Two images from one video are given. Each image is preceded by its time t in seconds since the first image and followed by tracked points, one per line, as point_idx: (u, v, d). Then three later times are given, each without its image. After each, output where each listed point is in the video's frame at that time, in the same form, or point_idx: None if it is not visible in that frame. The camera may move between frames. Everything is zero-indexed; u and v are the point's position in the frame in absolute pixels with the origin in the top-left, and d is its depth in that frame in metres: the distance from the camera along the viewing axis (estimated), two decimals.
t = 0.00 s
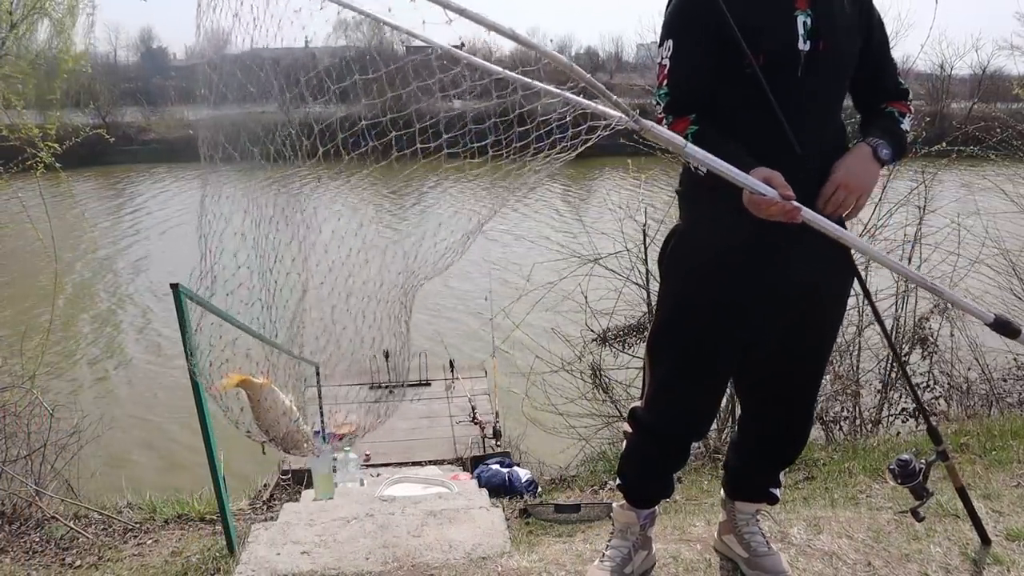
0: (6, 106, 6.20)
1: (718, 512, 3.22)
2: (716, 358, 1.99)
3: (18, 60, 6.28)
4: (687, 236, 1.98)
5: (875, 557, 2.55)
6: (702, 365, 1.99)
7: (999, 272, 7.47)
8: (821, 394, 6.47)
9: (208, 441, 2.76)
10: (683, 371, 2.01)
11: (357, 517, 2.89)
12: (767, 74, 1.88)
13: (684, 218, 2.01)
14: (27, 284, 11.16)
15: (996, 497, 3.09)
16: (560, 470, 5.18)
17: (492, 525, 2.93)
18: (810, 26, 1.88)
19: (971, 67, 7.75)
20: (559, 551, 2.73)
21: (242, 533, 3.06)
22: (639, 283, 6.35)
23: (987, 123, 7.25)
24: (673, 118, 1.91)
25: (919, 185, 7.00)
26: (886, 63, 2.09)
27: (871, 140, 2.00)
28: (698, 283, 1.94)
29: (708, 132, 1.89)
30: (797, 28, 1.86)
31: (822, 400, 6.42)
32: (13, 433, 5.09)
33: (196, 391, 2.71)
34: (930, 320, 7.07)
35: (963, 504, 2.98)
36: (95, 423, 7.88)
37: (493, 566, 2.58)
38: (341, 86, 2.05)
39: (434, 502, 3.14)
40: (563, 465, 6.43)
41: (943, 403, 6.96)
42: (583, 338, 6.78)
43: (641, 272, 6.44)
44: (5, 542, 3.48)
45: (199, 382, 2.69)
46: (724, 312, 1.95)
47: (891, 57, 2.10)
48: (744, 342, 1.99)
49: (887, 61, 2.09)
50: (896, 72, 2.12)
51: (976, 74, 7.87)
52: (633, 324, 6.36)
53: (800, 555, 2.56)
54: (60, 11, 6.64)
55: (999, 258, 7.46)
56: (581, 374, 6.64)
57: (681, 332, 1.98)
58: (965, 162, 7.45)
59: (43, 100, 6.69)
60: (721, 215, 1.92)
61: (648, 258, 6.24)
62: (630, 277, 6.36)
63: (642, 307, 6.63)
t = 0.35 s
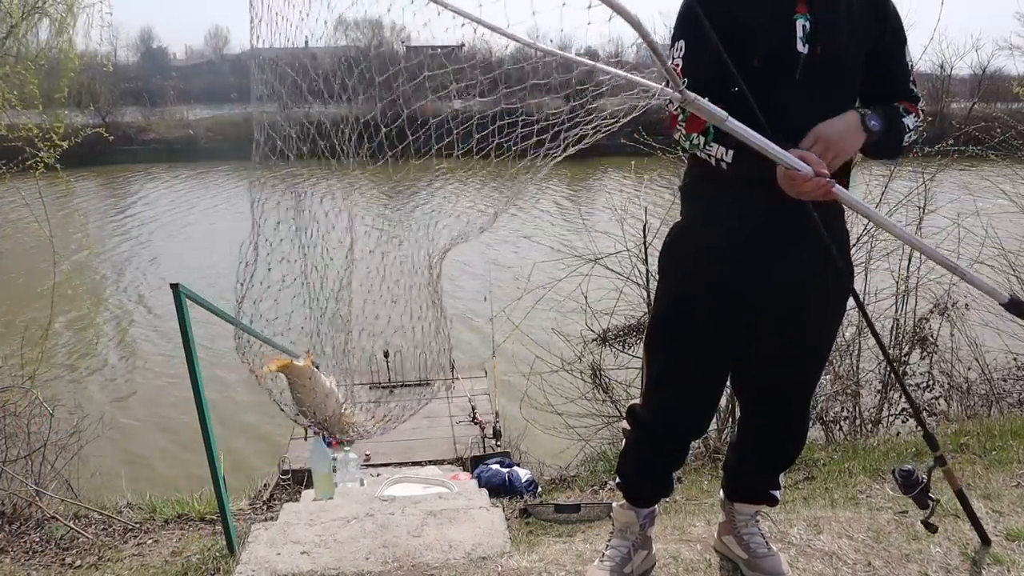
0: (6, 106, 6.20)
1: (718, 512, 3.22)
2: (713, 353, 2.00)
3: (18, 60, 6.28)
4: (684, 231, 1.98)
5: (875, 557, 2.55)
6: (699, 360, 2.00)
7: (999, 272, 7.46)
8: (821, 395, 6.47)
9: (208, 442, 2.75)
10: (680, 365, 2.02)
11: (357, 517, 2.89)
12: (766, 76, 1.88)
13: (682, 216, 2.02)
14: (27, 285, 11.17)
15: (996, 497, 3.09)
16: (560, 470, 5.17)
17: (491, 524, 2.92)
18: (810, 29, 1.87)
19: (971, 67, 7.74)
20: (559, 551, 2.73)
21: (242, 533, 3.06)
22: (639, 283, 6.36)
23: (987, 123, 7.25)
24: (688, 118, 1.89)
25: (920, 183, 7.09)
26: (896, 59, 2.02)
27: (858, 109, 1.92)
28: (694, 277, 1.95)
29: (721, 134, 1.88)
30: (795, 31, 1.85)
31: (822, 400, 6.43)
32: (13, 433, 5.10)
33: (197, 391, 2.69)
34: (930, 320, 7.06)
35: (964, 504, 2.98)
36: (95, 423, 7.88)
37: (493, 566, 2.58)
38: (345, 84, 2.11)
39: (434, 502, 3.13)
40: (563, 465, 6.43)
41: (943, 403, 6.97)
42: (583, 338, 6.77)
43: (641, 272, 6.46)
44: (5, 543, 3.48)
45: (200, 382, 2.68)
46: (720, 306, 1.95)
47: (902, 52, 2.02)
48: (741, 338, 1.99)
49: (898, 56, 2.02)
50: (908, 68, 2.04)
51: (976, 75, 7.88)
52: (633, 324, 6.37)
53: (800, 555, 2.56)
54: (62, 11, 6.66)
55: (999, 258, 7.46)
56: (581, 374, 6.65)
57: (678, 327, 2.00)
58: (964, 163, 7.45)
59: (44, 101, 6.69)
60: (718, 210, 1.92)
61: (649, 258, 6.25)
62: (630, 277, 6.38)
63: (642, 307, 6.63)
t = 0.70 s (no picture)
0: (6, 106, 6.17)
1: (718, 512, 3.21)
2: (711, 351, 2.01)
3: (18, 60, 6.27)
4: (685, 231, 2.00)
5: (875, 556, 2.55)
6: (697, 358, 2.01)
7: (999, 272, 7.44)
8: (821, 394, 6.48)
9: (209, 442, 2.75)
10: (677, 364, 2.03)
11: (357, 517, 2.88)
12: (759, 73, 1.89)
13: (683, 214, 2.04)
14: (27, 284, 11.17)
15: (996, 497, 3.09)
16: (560, 470, 5.17)
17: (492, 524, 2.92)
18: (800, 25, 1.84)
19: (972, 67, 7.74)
20: (559, 551, 2.73)
21: (242, 533, 3.06)
22: (640, 283, 6.44)
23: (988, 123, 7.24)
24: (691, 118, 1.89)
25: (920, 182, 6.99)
26: (886, 42, 1.80)
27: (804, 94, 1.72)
28: (693, 276, 1.97)
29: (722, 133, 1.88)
30: (784, 27, 1.83)
31: (822, 399, 6.43)
32: (13, 433, 5.10)
33: (198, 393, 2.69)
34: (930, 320, 7.06)
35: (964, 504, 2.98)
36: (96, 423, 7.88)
37: (493, 566, 2.59)
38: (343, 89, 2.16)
39: (434, 502, 3.12)
40: (563, 465, 6.43)
41: (943, 403, 6.97)
42: (583, 338, 6.76)
43: (641, 272, 6.53)
44: (5, 542, 3.48)
45: (200, 383, 2.69)
46: (718, 305, 1.96)
47: (893, 32, 1.80)
48: (740, 337, 2.00)
49: (891, 39, 1.80)
50: (900, 48, 1.80)
51: (977, 76, 7.89)
52: (633, 324, 6.37)
53: (800, 555, 2.56)
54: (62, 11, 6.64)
55: (999, 258, 7.46)
56: (581, 374, 6.66)
57: (674, 325, 2.01)
58: (964, 162, 7.45)
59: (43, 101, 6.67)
60: (716, 209, 1.93)
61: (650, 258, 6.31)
62: (630, 277, 6.49)
63: (642, 307, 6.63)
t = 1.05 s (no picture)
0: (6, 107, 6.17)
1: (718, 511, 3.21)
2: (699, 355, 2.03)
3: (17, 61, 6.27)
4: (667, 232, 2.00)
5: (875, 557, 2.55)
6: (688, 357, 2.01)
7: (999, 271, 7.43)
8: (821, 394, 6.55)
9: (208, 443, 2.75)
10: (664, 364, 2.04)
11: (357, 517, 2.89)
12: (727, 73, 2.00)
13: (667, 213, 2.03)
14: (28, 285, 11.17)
15: (996, 497, 3.09)
16: (560, 469, 5.17)
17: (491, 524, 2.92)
18: (769, 25, 1.92)
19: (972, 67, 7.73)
20: (559, 551, 2.73)
21: (242, 533, 3.07)
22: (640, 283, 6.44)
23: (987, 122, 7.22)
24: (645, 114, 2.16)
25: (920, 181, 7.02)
26: (871, 44, 1.85)
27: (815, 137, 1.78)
28: (678, 279, 1.96)
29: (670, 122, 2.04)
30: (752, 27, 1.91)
31: (822, 399, 6.50)
32: (13, 434, 5.10)
33: (198, 393, 2.69)
34: (930, 320, 7.05)
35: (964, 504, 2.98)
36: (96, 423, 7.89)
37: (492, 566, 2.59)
38: (341, 86, 2.18)
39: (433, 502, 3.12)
40: (564, 464, 6.43)
41: (942, 403, 6.98)
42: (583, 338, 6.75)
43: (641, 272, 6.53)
44: (4, 543, 3.48)
45: (201, 384, 2.69)
46: (702, 306, 1.96)
47: (879, 34, 1.84)
48: (728, 336, 2.01)
49: (868, 41, 1.85)
50: (887, 53, 1.84)
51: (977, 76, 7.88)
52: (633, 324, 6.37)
53: (800, 555, 2.56)
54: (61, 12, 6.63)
55: (999, 258, 7.45)
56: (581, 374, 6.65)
57: (660, 325, 2.02)
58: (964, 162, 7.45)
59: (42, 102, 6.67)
60: (700, 210, 1.93)
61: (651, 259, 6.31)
62: (631, 277, 6.47)
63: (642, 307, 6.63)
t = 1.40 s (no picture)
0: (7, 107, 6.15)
1: (719, 511, 3.21)
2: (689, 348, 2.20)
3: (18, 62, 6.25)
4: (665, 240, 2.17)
5: (875, 557, 2.55)
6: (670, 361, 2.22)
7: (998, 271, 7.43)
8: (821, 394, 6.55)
9: (209, 443, 2.76)
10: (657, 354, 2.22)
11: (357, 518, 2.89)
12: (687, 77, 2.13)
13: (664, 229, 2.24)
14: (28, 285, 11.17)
15: (997, 497, 3.09)
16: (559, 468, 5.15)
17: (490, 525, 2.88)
18: (730, 31, 2.05)
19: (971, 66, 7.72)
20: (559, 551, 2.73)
21: (243, 533, 3.08)
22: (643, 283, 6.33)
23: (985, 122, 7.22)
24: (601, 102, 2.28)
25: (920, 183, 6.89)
26: (834, 56, 1.94)
27: (787, 206, 1.92)
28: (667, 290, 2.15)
29: (625, 113, 2.20)
30: (713, 36, 2.06)
31: (822, 399, 6.52)
32: (13, 434, 5.09)
33: (198, 394, 2.70)
34: (930, 321, 7.05)
35: (964, 504, 2.98)
36: (96, 423, 7.88)
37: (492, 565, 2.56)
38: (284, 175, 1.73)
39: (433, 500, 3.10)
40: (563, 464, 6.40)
41: (943, 404, 6.96)
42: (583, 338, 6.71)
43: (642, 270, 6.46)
44: (5, 543, 3.48)
45: (201, 384, 2.70)
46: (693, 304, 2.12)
47: (843, 45, 1.94)
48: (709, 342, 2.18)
49: (824, 56, 1.95)
50: (853, 64, 1.94)
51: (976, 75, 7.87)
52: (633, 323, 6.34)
53: (799, 555, 2.56)
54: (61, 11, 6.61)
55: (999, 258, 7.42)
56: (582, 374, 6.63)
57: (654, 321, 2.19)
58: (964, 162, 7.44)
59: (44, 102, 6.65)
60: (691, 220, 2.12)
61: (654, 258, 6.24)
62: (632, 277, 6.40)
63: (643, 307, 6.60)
